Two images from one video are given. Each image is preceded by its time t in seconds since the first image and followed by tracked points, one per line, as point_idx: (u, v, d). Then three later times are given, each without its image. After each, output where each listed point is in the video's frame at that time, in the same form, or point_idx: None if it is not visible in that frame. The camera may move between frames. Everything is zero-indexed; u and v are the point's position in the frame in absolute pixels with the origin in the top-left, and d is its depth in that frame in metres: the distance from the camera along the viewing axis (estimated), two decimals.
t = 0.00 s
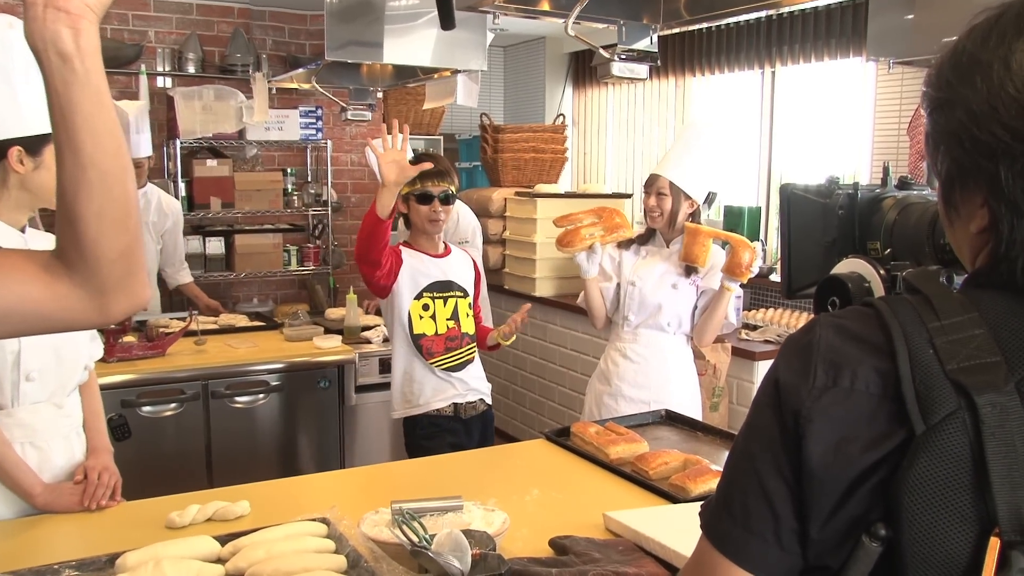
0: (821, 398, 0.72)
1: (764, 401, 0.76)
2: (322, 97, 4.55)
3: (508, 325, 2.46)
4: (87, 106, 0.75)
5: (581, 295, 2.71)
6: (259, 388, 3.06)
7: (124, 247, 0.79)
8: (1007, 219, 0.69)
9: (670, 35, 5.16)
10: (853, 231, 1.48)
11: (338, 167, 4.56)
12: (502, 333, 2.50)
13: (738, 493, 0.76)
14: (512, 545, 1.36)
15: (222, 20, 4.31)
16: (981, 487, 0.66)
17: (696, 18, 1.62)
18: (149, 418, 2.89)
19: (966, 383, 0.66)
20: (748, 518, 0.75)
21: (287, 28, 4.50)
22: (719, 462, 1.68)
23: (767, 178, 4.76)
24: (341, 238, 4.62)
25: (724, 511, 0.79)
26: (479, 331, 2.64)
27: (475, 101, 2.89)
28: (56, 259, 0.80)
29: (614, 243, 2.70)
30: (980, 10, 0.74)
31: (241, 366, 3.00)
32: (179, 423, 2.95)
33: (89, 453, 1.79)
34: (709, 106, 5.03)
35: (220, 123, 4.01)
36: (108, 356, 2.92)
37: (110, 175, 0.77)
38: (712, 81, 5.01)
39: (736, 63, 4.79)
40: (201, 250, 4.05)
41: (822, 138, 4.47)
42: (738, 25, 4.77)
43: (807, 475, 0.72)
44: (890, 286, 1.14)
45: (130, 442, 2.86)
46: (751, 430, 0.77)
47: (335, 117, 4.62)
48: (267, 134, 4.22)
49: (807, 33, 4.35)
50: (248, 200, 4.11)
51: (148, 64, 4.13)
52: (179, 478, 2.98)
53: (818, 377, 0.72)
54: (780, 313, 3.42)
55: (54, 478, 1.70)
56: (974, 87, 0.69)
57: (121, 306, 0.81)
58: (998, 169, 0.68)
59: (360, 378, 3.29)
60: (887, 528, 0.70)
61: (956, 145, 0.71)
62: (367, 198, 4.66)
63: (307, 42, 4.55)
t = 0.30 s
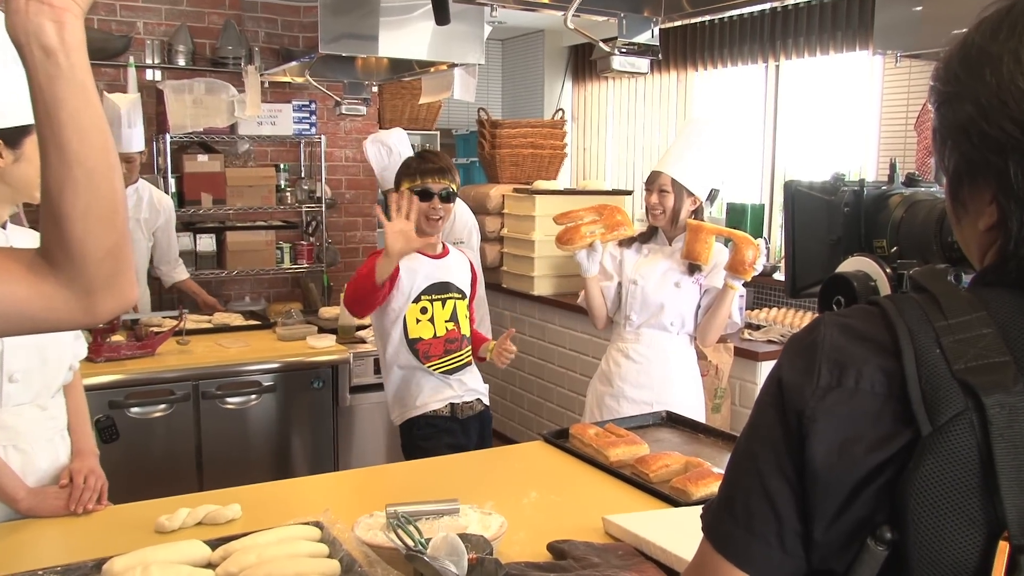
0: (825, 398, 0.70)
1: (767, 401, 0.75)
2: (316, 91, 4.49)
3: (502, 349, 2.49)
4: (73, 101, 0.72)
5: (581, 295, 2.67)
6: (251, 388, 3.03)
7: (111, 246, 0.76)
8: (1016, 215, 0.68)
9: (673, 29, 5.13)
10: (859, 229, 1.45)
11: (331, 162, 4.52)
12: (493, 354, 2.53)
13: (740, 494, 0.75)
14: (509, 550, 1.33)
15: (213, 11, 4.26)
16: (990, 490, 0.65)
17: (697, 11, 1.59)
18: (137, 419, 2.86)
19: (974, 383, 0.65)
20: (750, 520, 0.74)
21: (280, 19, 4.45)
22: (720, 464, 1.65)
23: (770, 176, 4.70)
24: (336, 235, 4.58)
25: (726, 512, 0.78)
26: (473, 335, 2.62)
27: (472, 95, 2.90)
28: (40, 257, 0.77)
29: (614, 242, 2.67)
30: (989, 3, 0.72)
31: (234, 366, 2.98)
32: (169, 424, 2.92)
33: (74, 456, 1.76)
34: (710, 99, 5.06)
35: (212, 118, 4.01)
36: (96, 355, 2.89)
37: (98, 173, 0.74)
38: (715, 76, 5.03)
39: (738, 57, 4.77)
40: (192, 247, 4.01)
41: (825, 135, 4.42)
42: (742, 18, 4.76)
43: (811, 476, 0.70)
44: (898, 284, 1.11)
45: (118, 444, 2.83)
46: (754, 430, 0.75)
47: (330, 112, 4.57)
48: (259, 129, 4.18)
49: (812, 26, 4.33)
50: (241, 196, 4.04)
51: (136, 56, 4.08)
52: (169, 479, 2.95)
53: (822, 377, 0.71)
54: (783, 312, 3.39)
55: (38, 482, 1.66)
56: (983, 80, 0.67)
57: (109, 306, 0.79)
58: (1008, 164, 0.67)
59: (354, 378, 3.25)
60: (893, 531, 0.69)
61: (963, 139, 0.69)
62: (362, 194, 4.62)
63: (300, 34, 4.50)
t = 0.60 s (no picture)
0: (829, 399, 0.71)
1: (771, 402, 0.75)
2: (310, 88, 4.40)
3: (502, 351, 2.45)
4: (58, 99, 0.69)
5: (582, 296, 2.64)
6: (244, 392, 3.01)
7: (99, 248, 0.74)
8: None
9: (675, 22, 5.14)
10: (863, 227, 1.41)
11: (326, 160, 4.43)
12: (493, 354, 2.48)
13: (744, 498, 0.76)
14: (508, 556, 1.30)
15: (203, 5, 4.13)
16: (1000, 492, 0.64)
17: (700, 6, 1.54)
18: (127, 423, 2.82)
19: (983, 383, 0.64)
20: (754, 524, 0.75)
21: (273, 14, 4.29)
22: (723, 468, 1.62)
23: (774, 178, 4.61)
24: (331, 235, 4.49)
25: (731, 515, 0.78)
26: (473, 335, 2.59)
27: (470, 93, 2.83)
28: (26, 260, 0.75)
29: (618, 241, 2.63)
30: None
31: (230, 368, 2.96)
32: (159, 429, 2.89)
33: (58, 463, 1.72)
34: (714, 96, 5.02)
35: (203, 115, 3.92)
36: (86, 359, 2.83)
37: (85, 173, 0.71)
38: (718, 72, 5.00)
39: (744, 52, 4.79)
40: (183, 248, 3.96)
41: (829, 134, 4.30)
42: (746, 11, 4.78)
43: (815, 480, 0.71)
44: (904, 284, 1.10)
45: (106, 450, 2.79)
46: (758, 433, 0.76)
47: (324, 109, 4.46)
48: (252, 127, 4.06)
49: (817, 21, 4.35)
50: (233, 195, 4.01)
51: (125, 52, 3.95)
52: (161, 485, 2.91)
53: (826, 378, 0.71)
54: (788, 312, 3.36)
55: (20, 489, 1.63)
56: (991, 75, 0.66)
57: (96, 310, 0.77)
58: (1017, 160, 0.66)
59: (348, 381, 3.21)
60: (900, 535, 0.68)
61: (971, 136, 0.69)
62: (358, 193, 4.54)
63: (293, 29, 4.34)
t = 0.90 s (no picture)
0: (830, 402, 0.70)
1: (773, 405, 0.75)
2: (304, 85, 4.24)
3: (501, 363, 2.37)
4: (40, 102, 0.69)
5: (584, 296, 2.60)
6: (237, 396, 2.97)
7: (84, 253, 0.76)
8: None
9: (678, 17, 5.13)
10: (869, 228, 1.47)
11: (320, 159, 4.28)
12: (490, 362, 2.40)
13: (746, 502, 0.75)
14: (507, 563, 1.27)
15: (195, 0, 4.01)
16: (1005, 497, 0.63)
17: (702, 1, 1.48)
18: (117, 428, 2.80)
19: (986, 385, 0.64)
20: (755, 529, 0.74)
21: (266, 9, 4.18)
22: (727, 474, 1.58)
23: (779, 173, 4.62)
24: (325, 235, 4.35)
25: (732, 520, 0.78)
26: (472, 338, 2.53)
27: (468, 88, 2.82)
28: (10, 264, 0.76)
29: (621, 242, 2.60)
30: None
31: (225, 372, 2.92)
32: (150, 433, 2.86)
33: (45, 468, 1.68)
34: (719, 93, 5.00)
35: (195, 113, 3.81)
36: (74, 362, 2.79)
37: (69, 177, 0.72)
38: (722, 69, 4.99)
39: (748, 47, 4.72)
40: (175, 248, 3.80)
41: (834, 132, 4.31)
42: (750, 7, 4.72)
43: (816, 484, 0.71)
44: (911, 285, 1.11)
45: (95, 455, 2.76)
46: (759, 437, 0.76)
47: (319, 107, 4.29)
48: (245, 124, 3.97)
49: (823, 17, 4.26)
50: (226, 194, 3.89)
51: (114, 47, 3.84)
52: (152, 491, 2.88)
53: (827, 381, 0.71)
54: (793, 314, 3.32)
55: (6, 496, 1.60)
56: (995, 71, 0.65)
57: (82, 315, 0.79)
58: (1021, 157, 0.65)
59: (345, 385, 3.20)
60: (903, 541, 0.68)
61: (974, 133, 0.68)
62: (353, 192, 4.40)
63: (287, 24, 4.24)
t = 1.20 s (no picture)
0: (830, 408, 0.70)
1: (771, 410, 0.75)
2: (296, 78, 4.19)
3: (499, 367, 2.31)
4: (14, 103, 0.68)
5: (582, 298, 2.55)
6: (226, 400, 2.93)
7: (62, 259, 0.76)
8: None
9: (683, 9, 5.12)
10: (876, 228, 1.41)
11: (313, 155, 4.24)
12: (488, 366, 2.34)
13: (743, 511, 0.75)
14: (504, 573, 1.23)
15: None
16: (1009, 506, 0.63)
17: None
18: (101, 433, 2.75)
19: (991, 391, 0.63)
20: (752, 539, 0.74)
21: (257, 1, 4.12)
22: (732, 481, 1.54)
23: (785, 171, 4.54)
24: (319, 233, 4.31)
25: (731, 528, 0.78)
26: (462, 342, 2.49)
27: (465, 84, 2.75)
28: None
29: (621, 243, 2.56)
30: None
31: (212, 375, 2.89)
32: (135, 438, 2.81)
33: (24, 475, 1.63)
34: (722, 88, 4.98)
35: (182, 107, 3.72)
36: (56, 365, 2.77)
37: (45, 179, 0.72)
38: (727, 61, 4.96)
39: (755, 41, 4.74)
40: (162, 247, 3.69)
41: (842, 132, 4.23)
42: None
43: (815, 492, 0.70)
44: (917, 288, 1.07)
45: (78, 461, 2.72)
46: (757, 444, 0.75)
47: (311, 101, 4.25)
48: (235, 120, 3.87)
49: (833, 8, 4.26)
50: (214, 192, 3.77)
51: (98, 39, 3.78)
52: (139, 497, 2.84)
53: (827, 386, 0.70)
54: (800, 316, 3.26)
55: None
56: (1001, 66, 0.64)
57: (60, 323, 0.79)
58: None
59: (338, 389, 3.14)
60: (904, 551, 0.68)
61: (978, 130, 0.66)
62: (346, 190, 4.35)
63: (278, 16, 4.19)
